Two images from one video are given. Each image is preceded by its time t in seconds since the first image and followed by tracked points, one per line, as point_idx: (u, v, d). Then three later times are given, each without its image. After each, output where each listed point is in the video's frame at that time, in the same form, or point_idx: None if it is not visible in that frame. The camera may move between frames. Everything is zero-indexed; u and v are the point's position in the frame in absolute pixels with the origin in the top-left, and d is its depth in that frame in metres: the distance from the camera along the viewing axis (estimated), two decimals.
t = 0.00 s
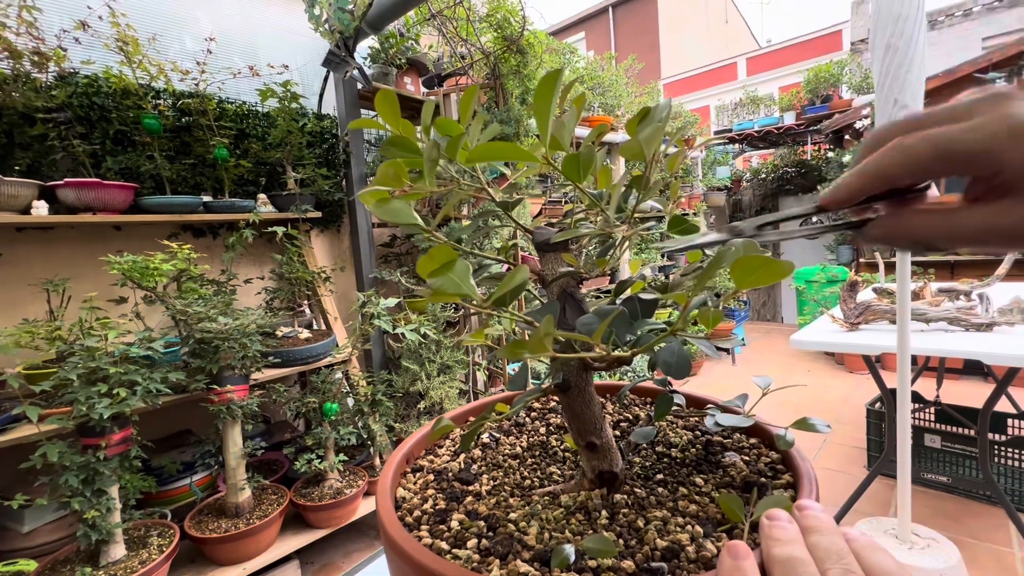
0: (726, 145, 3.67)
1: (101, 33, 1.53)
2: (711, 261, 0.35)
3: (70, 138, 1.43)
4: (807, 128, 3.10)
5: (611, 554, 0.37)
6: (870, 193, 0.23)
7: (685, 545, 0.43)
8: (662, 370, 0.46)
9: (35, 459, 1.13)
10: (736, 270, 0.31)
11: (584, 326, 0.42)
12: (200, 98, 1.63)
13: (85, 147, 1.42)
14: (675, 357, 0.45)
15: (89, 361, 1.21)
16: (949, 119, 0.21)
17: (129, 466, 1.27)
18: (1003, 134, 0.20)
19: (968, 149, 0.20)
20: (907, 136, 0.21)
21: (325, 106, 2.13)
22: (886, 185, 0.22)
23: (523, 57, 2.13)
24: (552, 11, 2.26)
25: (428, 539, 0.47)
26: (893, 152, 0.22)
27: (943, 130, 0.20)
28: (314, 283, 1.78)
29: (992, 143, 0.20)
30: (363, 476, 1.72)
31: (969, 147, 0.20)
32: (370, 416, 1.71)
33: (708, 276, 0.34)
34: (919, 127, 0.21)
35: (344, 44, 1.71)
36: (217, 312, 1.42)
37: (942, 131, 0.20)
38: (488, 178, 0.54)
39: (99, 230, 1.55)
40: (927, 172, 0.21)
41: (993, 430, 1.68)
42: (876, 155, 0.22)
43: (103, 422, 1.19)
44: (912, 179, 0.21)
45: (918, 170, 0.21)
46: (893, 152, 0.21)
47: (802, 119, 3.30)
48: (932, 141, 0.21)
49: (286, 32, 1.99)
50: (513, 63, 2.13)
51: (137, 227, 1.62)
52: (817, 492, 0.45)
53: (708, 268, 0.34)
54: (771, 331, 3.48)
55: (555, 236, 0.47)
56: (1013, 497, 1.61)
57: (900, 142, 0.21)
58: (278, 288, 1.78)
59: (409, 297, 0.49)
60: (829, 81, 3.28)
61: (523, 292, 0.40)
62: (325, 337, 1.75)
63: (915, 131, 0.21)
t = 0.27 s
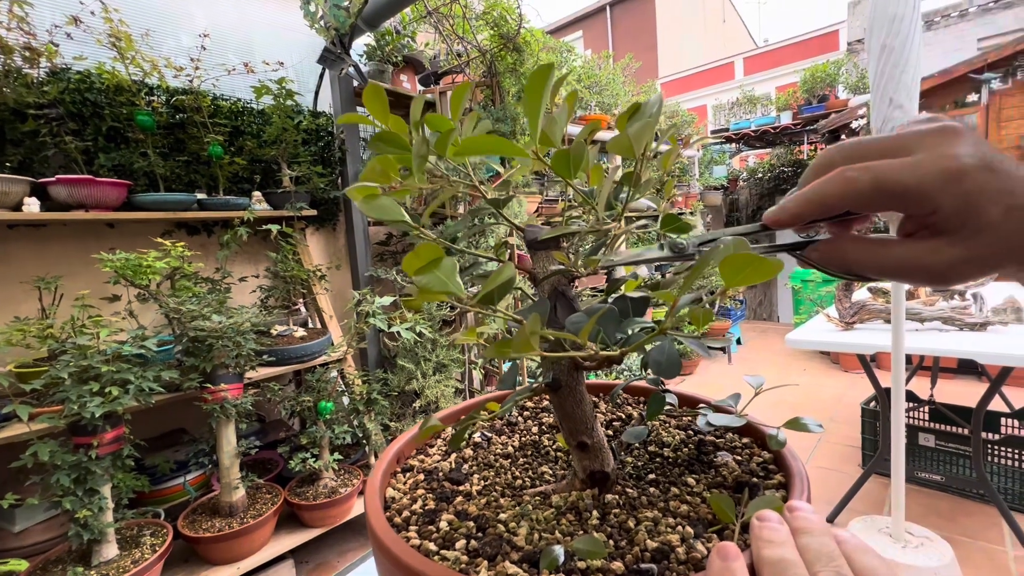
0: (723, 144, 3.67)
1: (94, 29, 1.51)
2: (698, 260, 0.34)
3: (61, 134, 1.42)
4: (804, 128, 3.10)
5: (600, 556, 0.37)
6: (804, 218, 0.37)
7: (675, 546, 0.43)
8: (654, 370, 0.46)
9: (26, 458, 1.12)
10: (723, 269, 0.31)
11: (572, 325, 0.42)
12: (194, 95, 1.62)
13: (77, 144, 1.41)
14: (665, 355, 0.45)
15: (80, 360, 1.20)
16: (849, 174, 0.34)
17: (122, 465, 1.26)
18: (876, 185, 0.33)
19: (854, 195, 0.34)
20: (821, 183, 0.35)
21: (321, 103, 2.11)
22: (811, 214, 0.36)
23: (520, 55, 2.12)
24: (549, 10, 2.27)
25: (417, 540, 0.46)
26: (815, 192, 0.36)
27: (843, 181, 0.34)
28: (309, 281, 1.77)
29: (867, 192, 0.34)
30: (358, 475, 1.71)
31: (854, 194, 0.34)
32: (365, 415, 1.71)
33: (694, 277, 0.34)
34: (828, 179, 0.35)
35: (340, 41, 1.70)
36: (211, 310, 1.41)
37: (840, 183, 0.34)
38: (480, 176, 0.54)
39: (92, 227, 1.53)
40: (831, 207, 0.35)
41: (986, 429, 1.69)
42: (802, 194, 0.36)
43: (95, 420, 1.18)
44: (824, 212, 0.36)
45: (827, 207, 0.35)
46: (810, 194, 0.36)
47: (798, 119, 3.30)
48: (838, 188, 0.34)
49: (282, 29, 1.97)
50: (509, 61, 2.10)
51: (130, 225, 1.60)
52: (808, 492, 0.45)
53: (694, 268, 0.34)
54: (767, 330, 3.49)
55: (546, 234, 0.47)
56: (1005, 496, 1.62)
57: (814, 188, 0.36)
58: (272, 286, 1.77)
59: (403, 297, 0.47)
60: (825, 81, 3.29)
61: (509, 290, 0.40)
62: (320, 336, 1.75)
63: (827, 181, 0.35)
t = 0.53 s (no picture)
0: (720, 143, 3.68)
1: (88, 24, 1.50)
2: (702, 256, 0.34)
3: (56, 131, 1.40)
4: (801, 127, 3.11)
5: (603, 553, 0.37)
6: (808, 222, 0.36)
7: (677, 543, 0.43)
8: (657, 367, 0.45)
9: (20, 457, 1.11)
10: (730, 262, 0.31)
11: (575, 321, 0.41)
12: (190, 92, 1.61)
13: (72, 140, 1.40)
14: (668, 352, 0.44)
15: (76, 358, 1.19)
16: (855, 176, 0.34)
17: (117, 464, 1.26)
18: (882, 188, 0.33)
19: (860, 198, 0.34)
20: (826, 186, 0.35)
21: (318, 101, 2.10)
22: (816, 217, 0.36)
23: (517, 53, 2.11)
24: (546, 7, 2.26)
25: (417, 538, 0.46)
26: (820, 195, 0.35)
27: (849, 185, 0.34)
28: (306, 279, 1.77)
29: (872, 194, 0.33)
30: (355, 473, 1.71)
31: (859, 198, 0.34)
32: (363, 413, 1.70)
33: (698, 272, 0.34)
34: (834, 182, 0.34)
35: (337, 39, 1.70)
36: (207, 308, 1.40)
37: (845, 185, 0.34)
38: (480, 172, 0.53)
39: (87, 225, 1.52)
40: (837, 210, 0.35)
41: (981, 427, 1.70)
42: (807, 197, 0.36)
43: (90, 419, 1.17)
44: (830, 215, 0.35)
45: (833, 210, 0.35)
46: (815, 198, 0.35)
47: (795, 118, 3.31)
48: (845, 192, 0.34)
49: (278, 26, 1.96)
50: (507, 59, 2.10)
51: (126, 222, 1.59)
52: (810, 489, 0.45)
53: (698, 263, 0.34)
54: (763, 329, 3.50)
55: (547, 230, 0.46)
56: (1000, 493, 1.63)
57: (819, 191, 0.35)
58: (269, 284, 1.77)
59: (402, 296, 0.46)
60: (822, 80, 3.30)
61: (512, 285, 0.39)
62: (317, 334, 1.74)
63: (832, 184, 0.35)
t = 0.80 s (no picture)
0: (715, 143, 3.68)
1: (80, 20, 1.48)
2: (692, 257, 0.34)
3: (46, 128, 1.39)
4: (795, 127, 3.12)
5: (593, 555, 0.37)
6: (780, 224, 0.37)
7: (668, 544, 0.43)
8: (648, 367, 0.45)
9: (10, 458, 1.10)
10: (720, 262, 0.31)
11: (566, 321, 0.41)
12: (183, 89, 1.60)
13: (63, 138, 1.39)
14: (659, 353, 0.45)
15: (66, 357, 1.18)
16: (827, 182, 0.34)
17: (109, 465, 1.25)
18: (852, 194, 0.34)
19: (829, 203, 0.34)
20: (798, 190, 0.35)
21: (312, 99, 2.09)
22: (787, 220, 0.36)
23: (513, 51, 2.10)
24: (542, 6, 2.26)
25: (407, 540, 0.46)
26: (792, 198, 0.36)
27: (820, 189, 0.34)
28: (300, 278, 1.76)
29: (842, 200, 0.34)
30: (350, 473, 1.70)
31: (829, 203, 0.34)
32: (357, 413, 1.70)
33: (689, 273, 0.33)
34: (806, 186, 0.35)
35: (332, 36, 1.69)
36: (200, 307, 1.39)
37: (817, 190, 0.34)
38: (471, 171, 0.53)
39: (79, 223, 1.51)
40: (807, 215, 0.35)
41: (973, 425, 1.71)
42: (779, 200, 0.36)
43: (81, 419, 1.16)
44: (800, 219, 0.36)
45: (803, 214, 0.35)
46: (787, 201, 0.36)
47: (790, 118, 3.32)
48: (814, 197, 0.34)
49: (273, 23, 1.95)
50: (502, 58, 2.09)
51: (118, 221, 1.58)
52: (801, 490, 0.45)
53: (688, 264, 0.33)
54: (758, 328, 3.51)
55: (539, 230, 0.46)
56: (991, 491, 1.64)
57: (791, 195, 0.35)
58: (263, 283, 1.76)
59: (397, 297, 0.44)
60: (817, 80, 3.31)
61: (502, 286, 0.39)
62: (312, 333, 1.73)
63: (804, 187, 0.35)
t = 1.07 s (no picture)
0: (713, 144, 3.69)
1: (77, 20, 1.48)
2: (688, 260, 0.34)
3: (44, 128, 1.39)
4: (793, 128, 3.13)
5: (590, 556, 0.37)
6: (773, 228, 0.37)
7: (664, 545, 0.44)
8: (643, 369, 0.46)
9: (7, 459, 1.09)
10: (714, 267, 0.31)
11: (562, 324, 0.42)
12: (181, 89, 1.60)
13: (60, 138, 1.39)
14: (655, 356, 0.45)
15: (64, 358, 1.18)
16: (819, 186, 0.34)
17: (107, 465, 1.24)
18: (844, 199, 0.34)
19: (822, 208, 0.34)
20: (791, 194, 0.36)
21: (310, 99, 2.09)
22: (780, 224, 0.37)
23: (511, 52, 2.10)
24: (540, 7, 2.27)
25: (405, 541, 0.46)
26: (785, 203, 0.36)
27: (812, 195, 0.35)
28: (298, 279, 1.76)
29: (834, 205, 0.34)
30: (348, 474, 1.70)
31: (821, 208, 0.35)
32: (356, 413, 1.70)
33: (685, 276, 0.34)
34: (798, 191, 0.35)
35: (330, 37, 1.69)
36: (198, 308, 1.39)
37: (808, 195, 0.35)
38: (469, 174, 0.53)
39: (76, 224, 1.51)
40: (799, 219, 0.36)
41: (968, 425, 1.72)
42: (772, 204, 0.36)
43: (79, 420, 1.16)
44: (793, 223, 0.36)
45: (796, 219, 0.36)
46: (780, 205, 0.36)
47: (787, 119, 3.33)
48: (807, 202, 0.35)
49: (271, 23, 1.95)
50: (501, 59, 2.09)
51: (115, 221, 1.58)
52: (796, 491, 0.45)
53: (685, 267, 0.34)
54: (756, 328, 3.52)
55: (536, 233, 0.46)
56: (986, 490, 1.65)
57: (784, 200, 0.36)
58: (261, 283, 1.76)
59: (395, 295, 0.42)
60: (814, 81, 3.32)
61: (499, 291, 0.40)
62: (310, 334, 1.73)
63: (796, 192, 0.35)
